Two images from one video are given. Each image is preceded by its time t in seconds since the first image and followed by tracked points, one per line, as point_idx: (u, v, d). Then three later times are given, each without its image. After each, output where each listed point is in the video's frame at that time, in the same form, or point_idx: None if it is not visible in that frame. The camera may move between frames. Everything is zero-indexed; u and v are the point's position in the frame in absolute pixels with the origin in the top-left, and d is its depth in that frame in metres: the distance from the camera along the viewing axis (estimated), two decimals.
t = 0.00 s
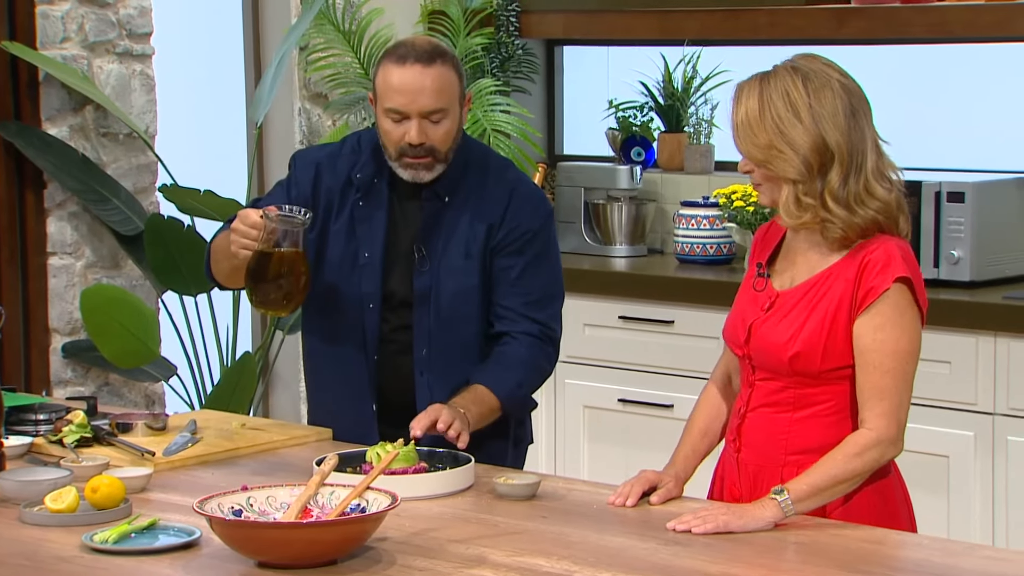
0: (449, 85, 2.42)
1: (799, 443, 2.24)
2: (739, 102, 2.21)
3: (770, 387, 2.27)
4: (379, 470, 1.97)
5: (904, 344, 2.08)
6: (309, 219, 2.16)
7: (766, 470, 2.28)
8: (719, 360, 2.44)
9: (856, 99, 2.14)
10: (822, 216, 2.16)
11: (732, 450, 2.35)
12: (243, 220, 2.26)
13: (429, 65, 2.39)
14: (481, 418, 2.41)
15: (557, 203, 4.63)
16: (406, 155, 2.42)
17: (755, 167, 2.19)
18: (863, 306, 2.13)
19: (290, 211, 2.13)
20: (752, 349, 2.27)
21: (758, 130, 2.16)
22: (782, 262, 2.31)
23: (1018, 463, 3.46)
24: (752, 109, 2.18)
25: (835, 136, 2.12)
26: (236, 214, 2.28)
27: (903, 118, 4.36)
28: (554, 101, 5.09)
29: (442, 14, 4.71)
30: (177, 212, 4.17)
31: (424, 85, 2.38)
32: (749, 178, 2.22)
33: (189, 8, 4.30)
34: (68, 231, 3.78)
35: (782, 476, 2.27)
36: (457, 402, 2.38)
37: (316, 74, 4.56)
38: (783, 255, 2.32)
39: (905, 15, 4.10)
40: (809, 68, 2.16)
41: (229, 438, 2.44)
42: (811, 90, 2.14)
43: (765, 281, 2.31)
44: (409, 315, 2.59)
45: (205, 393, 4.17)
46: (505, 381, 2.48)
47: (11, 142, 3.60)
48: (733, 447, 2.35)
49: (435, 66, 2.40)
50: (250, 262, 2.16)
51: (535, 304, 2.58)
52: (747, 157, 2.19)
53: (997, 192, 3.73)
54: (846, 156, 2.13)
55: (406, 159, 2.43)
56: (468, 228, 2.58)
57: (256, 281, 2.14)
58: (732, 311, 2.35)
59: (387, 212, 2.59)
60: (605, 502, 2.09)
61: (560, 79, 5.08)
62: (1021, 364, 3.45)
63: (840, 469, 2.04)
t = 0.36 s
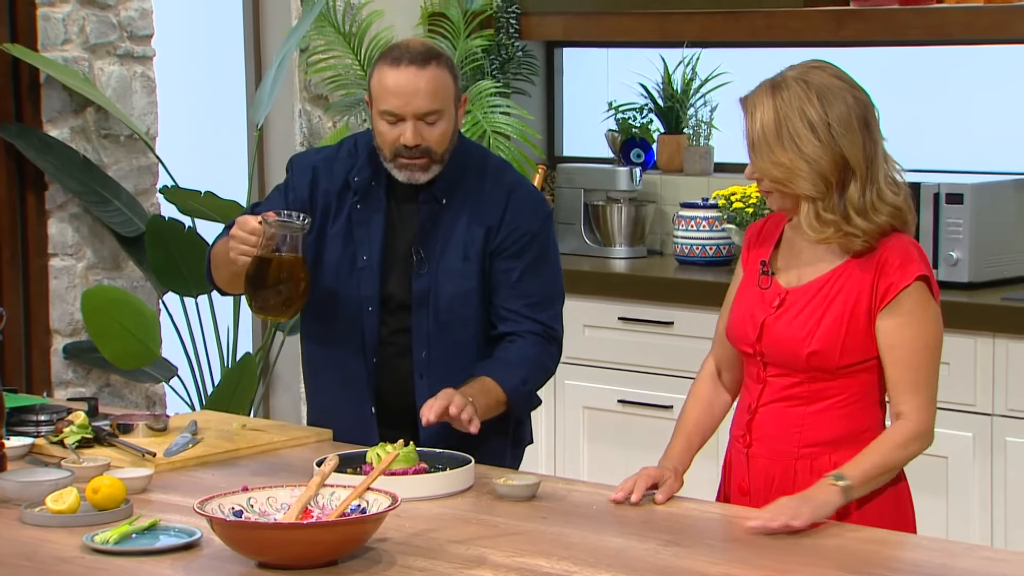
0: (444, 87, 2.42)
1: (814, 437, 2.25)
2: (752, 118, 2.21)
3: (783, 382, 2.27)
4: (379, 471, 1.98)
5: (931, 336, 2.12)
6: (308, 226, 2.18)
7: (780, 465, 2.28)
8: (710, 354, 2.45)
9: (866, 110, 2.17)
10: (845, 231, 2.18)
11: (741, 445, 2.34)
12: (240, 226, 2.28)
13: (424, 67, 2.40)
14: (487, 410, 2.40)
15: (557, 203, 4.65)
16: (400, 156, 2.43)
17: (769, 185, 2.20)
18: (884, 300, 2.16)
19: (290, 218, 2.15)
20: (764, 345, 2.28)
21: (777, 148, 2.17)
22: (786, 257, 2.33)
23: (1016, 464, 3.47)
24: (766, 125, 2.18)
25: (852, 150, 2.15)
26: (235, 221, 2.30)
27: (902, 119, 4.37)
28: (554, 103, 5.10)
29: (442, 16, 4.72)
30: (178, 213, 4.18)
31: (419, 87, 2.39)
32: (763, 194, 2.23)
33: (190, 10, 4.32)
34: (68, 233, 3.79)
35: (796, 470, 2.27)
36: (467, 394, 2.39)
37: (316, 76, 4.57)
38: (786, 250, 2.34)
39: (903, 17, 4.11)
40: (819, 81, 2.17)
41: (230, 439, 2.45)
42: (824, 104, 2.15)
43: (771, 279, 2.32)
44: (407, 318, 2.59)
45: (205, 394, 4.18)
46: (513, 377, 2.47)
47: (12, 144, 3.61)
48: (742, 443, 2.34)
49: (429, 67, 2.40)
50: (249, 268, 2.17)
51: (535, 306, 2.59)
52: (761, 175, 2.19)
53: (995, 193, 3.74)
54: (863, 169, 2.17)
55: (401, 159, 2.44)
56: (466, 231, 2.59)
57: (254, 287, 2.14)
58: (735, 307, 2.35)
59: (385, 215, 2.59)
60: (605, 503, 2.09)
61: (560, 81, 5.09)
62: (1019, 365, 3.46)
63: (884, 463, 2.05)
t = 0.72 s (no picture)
0: (440, 90, 2.45)
1: (837, 431, 2.28)
2: (740, 120, 2.23)
3: (797, 383, 2.30)
4: (379, 471, 2.00)
5: (927, 314, 2.16)
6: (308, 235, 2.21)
7: (806, 463, 2.31)
8: (684, 342, 2.46)
9: (852, 111, 2.20)
10: (833, 228, 2.22)
11: (764, 447, 2.35)
12: (243, 236, 2.30)
13: (419, 70, 2.42)
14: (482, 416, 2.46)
15: (555, 206, 4.63)
16: (399, 160, 2.46)
17: (758, 185, 2.23)
18: (885, 290, 2.19)
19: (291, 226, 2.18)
20: (776, 348, 2.30)
21: (766, 149, 2.19)
22: (780, 259, 2.35)
23: (1012, 464, 3.49)
24: (755, 128, 2.20)
25: (840, 150, 2.19)
26: (237, 230, 2.32)
27: (898, 121, 4.39)
28: (553, 105, 5.13)
29: (442, 18, 4.72)
30: (180, 215, 4.20)
31: (412, 90, 2.41)
32: (750, 195, 2.26)
33: (191, 12, 4.34)
34: (71, 234, 3.82)
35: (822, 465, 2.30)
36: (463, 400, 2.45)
37: (316, 78, 4.60)
38: (779, 252, 2.36)
39: (899, 19, 4.14)
40: (807, 82, 2.20)
41: (231, 439, 2.48)
42: (813, 106, 2.18)
43: (769, 282, 2.34)
44: (406, 319, 2.62)
45: (206, 395, 4.21)
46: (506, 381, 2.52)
47: (15, 145, 3.64)
48: (764, 444, 2.36)
49: (424, 70, 2.43)
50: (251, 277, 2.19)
51: (532, 306, 2.62)
52: (751, 176, 2.22)
53: (990, 195, 3.77)
54: (850, 168, 2.20)
55: (399, 163, 2.47)
56: (463, 233, 2.61)
57: (257, 295, 2.17)
58: (737, 311, 2.37)
59: (383, 216, 2.62)
60: (603, 502, 2.12)
61: (559, 83, 5.12)
62: (1014, 365, 3.48)
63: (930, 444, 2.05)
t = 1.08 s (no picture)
0: (431, 81, 2.48)
1: (856, 437, 2.31)
2: (723, 123, 2.25)
3: (813, 395, 2.33)
4: (379, 469, 2.02)
5: (910, 314, 2.14)
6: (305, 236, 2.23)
7: (828, 471, 2.34)
8: (659, 350, 2.42)
9: (835, 116, 2.21)
10: (811, 232, 2.23)
11: (786, 456, 2.38)
12: (241, 242, 2.38)
13: (410, 62, 2.46)
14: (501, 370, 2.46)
15: (555, 205, 4.65)
16: (392, 153, 2.48)
17: (740, 185, 2.25)
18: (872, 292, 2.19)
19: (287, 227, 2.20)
20: (788, 363, 2.33)
21: (745, 150, 2.21)
22: (780, 270, 2.37)
23: (1006, 462, 3.52)
24: (737, 130, 2.23)
25: (821, 154, 2.20)
26: (235, 237, 2.40)
27: (894, 122, 4.42)
28: (551, 106, 5.16)
29: (441, 20, 4.78)
30: (182, 215, 4.23)
31: (405, 80, 2.45)
32: (734, 196, 2.28)
33: (192, 13, 4.37)
34: (73, 234, 3.85)
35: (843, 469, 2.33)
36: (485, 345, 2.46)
37: (316, 79, 4.63)
38: (778, 262, 2.37)
39: (895, 21, 4.17)
40: (790, 87, 2.21)
41: (231, 438, 2.50)
42: (794, 110, 2.19)
43: (773, 297, 2.37)
44: (407, 317, 2.65)
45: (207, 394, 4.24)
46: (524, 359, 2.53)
47: (17, 146, 3.67)
48: (784, 452, 2.38)
49: (416, 63, 2.47)
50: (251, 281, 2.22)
51: (536, 301, 2.64)
52: (732, 177, 2.24)
53: (986, 195, 3.79)
54: (830, 172, 2.22)
55: (393, 155, 2.49)
56: (462, 231, 2.64)
57: (258, 298, 2.19)
58: (747, 327, 2.40)
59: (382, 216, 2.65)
60: (600, 500, 2.14)
61: (557, 84, 5.15)
62: (1009, 365, 3.51)
63: (907, 445, 2.03)
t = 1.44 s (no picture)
0: (420, 53, 2.57)
1: (855, 431, 2.34)
2: (715, 123, 2.28)
3: (808, 392, 2.35)
4: (379, 467, 2.04)
5: (904, 306, 2.14)
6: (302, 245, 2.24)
7: (829, 468, 2.36)
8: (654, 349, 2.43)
9: (827, 120, 2.23)
10: (800, 234, 2.25)
11: (787, 455, 2.40)
12: (239, 252, 2.41)
13: (399, 36, 2.55)
14: (514, 296, 2.55)
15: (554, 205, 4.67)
16: (388, 123, 2.53)
17: (731, 185, 2.27)
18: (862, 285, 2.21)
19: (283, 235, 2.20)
20: (783, 361, 2.35)
21: (735, 151, 2.24)
22: (775, 268, 2.38)
23: (1002, 461, 3.54)
24: (727, 132, 2.25)
25: (812, 158, 2.22)
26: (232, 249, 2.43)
27: (892, 122, 4.44)
28: (550, 107, 5.18)
29: (440, 21, 4.78)
30: (182, 215, 4.25)
31: (396, 52, 2.53)
32: (726, 196, 2.30)
33: (193, 13, 4.39)
34: (75, 234, 3.87)
35: (844, 467, 2.35)
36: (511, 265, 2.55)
37: (316, 80, 4.65)
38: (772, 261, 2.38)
39: (892, 22, 4.19)
40: (783, 89, 2.23)
41: (232, 437, 2.52)
42: (785, 112, 2.21)
43: (767, 296, 2.38)
44: (410, 303, 2.66)
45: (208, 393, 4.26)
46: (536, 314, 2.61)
47: (19, 147, 3.69)
48: (786, 451, 2.40)
49: (405, 37, 2.56)
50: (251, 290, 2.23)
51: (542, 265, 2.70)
52: (724, 178, 2.27)
53: (982, 196, 3.81)
54: (820, 175, 2.23)
55: (389, 128, 2.54)
56: (461, 208, 2.69)
57: (257, 306, 2.19)
58: (742, 328, 2.42)
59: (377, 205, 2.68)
60: (599, 498, 2.16)
61: (556, 85, 5.18)
62: (1006, 364, 3.53)
63: (910, 439, 2.05)
